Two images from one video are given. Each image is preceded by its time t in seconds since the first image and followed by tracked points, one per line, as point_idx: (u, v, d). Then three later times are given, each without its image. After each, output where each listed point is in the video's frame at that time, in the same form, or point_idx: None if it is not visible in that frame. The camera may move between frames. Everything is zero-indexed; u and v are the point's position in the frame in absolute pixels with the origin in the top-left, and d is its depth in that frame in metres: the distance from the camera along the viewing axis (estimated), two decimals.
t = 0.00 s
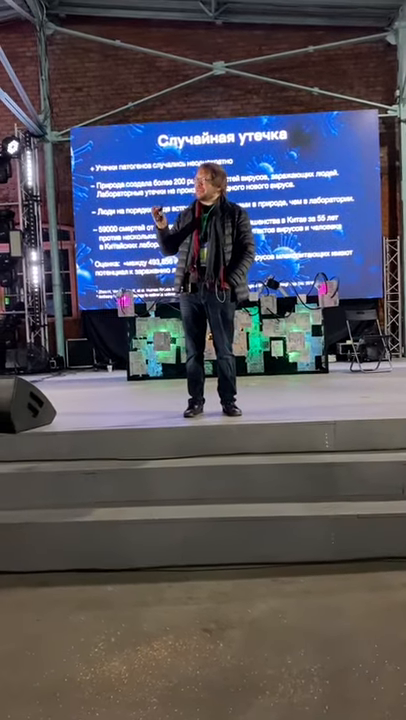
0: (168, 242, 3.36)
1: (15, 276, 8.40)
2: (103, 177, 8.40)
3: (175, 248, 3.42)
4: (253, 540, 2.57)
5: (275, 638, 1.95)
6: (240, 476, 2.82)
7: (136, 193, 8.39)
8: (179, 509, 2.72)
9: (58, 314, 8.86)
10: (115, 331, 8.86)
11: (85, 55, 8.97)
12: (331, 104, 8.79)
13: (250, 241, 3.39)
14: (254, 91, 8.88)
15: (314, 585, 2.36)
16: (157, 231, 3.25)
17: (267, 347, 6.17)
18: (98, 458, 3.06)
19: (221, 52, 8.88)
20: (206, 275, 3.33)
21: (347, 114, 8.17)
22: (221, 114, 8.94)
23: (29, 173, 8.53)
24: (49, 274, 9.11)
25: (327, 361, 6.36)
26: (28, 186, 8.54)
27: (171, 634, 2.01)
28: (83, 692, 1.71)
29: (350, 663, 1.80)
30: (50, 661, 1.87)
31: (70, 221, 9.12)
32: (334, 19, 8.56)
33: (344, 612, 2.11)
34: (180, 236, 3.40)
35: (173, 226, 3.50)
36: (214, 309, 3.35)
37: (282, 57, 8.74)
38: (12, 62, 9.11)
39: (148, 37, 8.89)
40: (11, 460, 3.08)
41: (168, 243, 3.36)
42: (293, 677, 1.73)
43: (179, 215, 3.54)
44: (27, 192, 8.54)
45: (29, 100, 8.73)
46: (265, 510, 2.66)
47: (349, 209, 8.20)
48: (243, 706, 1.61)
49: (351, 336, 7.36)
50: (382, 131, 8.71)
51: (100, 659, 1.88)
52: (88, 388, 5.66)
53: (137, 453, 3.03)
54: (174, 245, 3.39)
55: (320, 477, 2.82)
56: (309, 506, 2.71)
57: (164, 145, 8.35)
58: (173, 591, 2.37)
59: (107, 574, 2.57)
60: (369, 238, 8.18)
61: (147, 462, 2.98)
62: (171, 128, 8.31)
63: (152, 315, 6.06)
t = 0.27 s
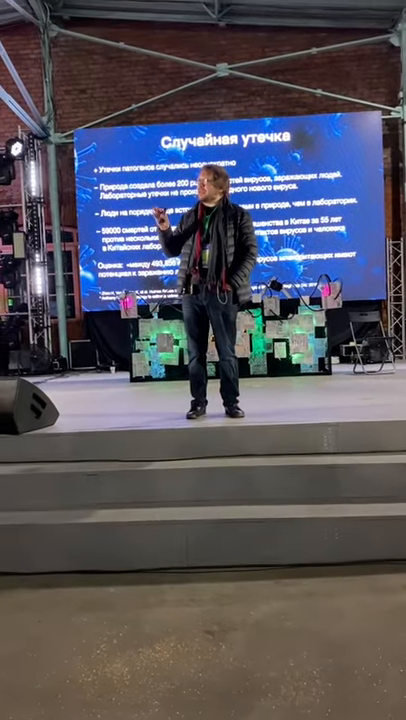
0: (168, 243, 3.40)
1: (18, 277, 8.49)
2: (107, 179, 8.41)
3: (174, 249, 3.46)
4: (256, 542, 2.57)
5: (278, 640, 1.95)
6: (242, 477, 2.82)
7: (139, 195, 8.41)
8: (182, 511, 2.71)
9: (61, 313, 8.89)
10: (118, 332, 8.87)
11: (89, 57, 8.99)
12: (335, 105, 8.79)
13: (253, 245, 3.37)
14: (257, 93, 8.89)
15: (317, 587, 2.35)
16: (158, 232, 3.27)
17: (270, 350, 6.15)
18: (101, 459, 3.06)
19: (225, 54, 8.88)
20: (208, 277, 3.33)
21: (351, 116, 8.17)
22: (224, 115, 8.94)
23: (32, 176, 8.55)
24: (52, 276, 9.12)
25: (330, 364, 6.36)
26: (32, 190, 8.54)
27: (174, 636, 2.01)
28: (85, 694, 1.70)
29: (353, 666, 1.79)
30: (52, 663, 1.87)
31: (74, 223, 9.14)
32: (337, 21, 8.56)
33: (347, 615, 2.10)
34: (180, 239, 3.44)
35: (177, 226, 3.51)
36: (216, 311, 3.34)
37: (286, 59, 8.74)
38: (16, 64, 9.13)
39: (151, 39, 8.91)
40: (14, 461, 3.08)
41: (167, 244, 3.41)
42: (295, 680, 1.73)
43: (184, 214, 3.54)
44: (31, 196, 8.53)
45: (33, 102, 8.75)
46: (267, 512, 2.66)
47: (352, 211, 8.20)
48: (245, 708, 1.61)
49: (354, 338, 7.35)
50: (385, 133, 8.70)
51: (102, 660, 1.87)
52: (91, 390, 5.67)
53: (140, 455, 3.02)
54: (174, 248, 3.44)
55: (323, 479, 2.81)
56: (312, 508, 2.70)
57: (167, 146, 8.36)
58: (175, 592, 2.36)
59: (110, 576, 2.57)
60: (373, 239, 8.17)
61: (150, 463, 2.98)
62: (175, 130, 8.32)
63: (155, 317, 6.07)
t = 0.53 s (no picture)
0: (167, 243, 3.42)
1: (20, 279, 8.51)
2: (109, 180, 8.42)
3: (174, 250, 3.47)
4: (258, 544, 2.56)
5: (280, 643, 1.94)
6: (245, 479, 2.81)
7: (142, 196, 8.41)
8: (184, 513, 2.71)
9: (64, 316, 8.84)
10: (120, 333, 8.87)
11: (91, 58, 9.00)
12: (337, 106, 8.79)
13: (253, 245, 3.37)
14: (260, 94, 8.89)
15: (319, 589, 2.34)
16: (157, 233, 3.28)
17: (272, 351, 6.15)
18: (103, 460, 3.05)
19: (227, 55, 8.89)
20: (208, 278, 3.33)
21: (353, 117, 8.17)
22: (226, 117, 8.95)
23: (35, 179, 8.55)
24: (54, 277, 9.13)
25: (333, 365, 6.35)
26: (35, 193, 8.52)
27: (175, 637, 2.00)
28: (86, 696, 1.70)
29: (355, 668, 1.78)
30: (53, 665, 1.86)
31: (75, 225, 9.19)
32: (340, 22, 8.56)
33: (349, 617, 2.09)
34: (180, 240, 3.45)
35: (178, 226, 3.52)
36: (217, 312, 3.33)
37: (288, 60, 8.74)
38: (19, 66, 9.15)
39: (154, 41, 8.92)
40: (16, 463, 3.08)
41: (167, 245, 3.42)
42: (297, 682, 1.72)
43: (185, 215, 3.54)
44: (33, 199, 8.49)
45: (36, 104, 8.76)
46: (270, 513, 2.66)
47: (355, 212, 8.19)
48: (247, 711, 1.60)
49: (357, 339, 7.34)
50: (388, 134, 8.70)
51: (104, 662, 1.87)
52: (93, 391, 5.68)
53: (142, 455, 3.02)
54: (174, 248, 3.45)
55: (325, 480, 2.80)
56: (314, 510, 2.70)
57: (170, 148, 8.36)
58: (177, 594, 2.36)
59: (112, 577, 2.56)
60: (375, 240, 8.16)
61: (151, 465, 2.98)
62: (177, 131, 8.32)
63: (158, 318, 6.05)
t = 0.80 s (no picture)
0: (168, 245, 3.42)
1: (22, 280, 8.50)
2: (110, 181, 8.42)
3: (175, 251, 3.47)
4: (260, 545, 2.56)
5: (282, 644, 1.94)
6: (246, 480, 2.81)
7: (143, 197, 8.41)
8: (186, 513, 2.71)
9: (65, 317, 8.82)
10: (122, 334, 8.88)
11: (93, 59, 9.00)
12: (338, 107, 8.78)
13: (253, 245, 3.36)
14: (261, 94, 8.89)
15: (322, 590, 2.34)
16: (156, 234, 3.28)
17: (274, 351, 6.14)
18: (104, 461, 3.05)
19: (228, 56, 8.89)
20: (208, 278, 3.32)
21: (355, 117, 8.17)
22: (228, 117, 8.95)
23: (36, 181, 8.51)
24: (56, 278, 9.12)
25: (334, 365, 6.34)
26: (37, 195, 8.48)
27: (178, 639, 2.00)
28: (87, 698, 1.69)
29: (357, 670, 1.78)
30: (55, 666, 1.86)
31: (78, 225, 9.15)
32: (341, 23, 8.56)
33: (351, 618, 2.09)
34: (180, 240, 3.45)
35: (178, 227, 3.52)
36: (216, 313, 3.33)
37: (289, 60, 8.74)
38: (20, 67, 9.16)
39: (155, 42, 8.92)
40: (18, 463, 3.08)
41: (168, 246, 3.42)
42: (299, 684, 1.72)
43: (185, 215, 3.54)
44: (35, 199, 8.46)
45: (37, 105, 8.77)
46: (272, 514, 2.65)
47: (356, 212, 8.19)
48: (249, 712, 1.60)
49: (358, 339, 7.33)
50: (389, 134, 8.70)
51: (105, 663, 1.87)
52: (94, 391, 5.67)
53: (144, 456, 3.02)
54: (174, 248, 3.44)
55: (328, 481, 2.80)
56: (316, 511, 2.69)
57: (171, 148, 8.36)
58: (179, 595, 2.36)
59: (113, 578, 2.56)
60: (377, 240, 8.16)
61: (153, 465, 2.97)
62: (178, 132, 8.32)
63: (159, 319, 6.03)
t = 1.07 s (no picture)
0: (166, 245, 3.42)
1: (22, 280, 8.50)
2: (111, 181, 8.42)
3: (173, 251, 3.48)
4: (261, 545, 2.56)
5: (282, 644, 1.94)
6: (247, 480, 2.81)
7: (144, 197, 8.41)
8: (187, 513, 2.71)
9: (66, 318, 8.83)
10: (122, 334, 8.88)
11: (93, 59, 9.01)
12: (339, 107, 8.78)
13: (252, 245, 3.37)
14: (261, 94, 8.89)
15: (323, 591, 2.34)
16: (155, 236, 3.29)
17: (274, 352, 6.14)
18: (105, 461, 3.05)
19: (229, 56, 8.89)
20: (207, 278, 3.32)
21: (355, 117, 8.16)
22: (228, 117, 8.95)
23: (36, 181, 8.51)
24: (56, 278, 9.12)
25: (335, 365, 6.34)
26: (37, 195, 8.47)
27: (179, 639, 2.00)
28: (88, 698, 1.69)
29: (358, 670, 1.78)
30: (56, 666, 1.86)
31: (78, 225, 9.16)
32: (342, 23, 8.56)
33: (353, 619, 2.09)
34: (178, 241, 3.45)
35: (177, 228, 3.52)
36: (215, 313, 3.33)
37: (290, 61, 8.74)
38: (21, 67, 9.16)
39: (155, 42, 8.92)
40: (18, 463, 3.07)
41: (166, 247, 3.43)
42: (300, 684, 1.72)
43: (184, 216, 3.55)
44: (35, 200, 8.45)
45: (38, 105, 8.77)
46: (272, 514, 2.65)
47: (356, 212, 8.19)
48: (250, 713, 1.59)
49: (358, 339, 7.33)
50: (390, 134, 8.69)
51: (106, 664, 1.87)
52: (94, 391, 5.67)
53: (144, 456, 3.02)
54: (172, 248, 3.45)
55: (328, 481, 2.80)
56: (317, 511, 2.69)
57: (172, 149, 8.35)
58: (180, 595, 2.35)
59: (114, 578, 2.56)
60: (377, 240, 8.16)
61: (154, 466, 2.97)
62: (179, 132, 8.31)
63: (160, 319, 6.03)
